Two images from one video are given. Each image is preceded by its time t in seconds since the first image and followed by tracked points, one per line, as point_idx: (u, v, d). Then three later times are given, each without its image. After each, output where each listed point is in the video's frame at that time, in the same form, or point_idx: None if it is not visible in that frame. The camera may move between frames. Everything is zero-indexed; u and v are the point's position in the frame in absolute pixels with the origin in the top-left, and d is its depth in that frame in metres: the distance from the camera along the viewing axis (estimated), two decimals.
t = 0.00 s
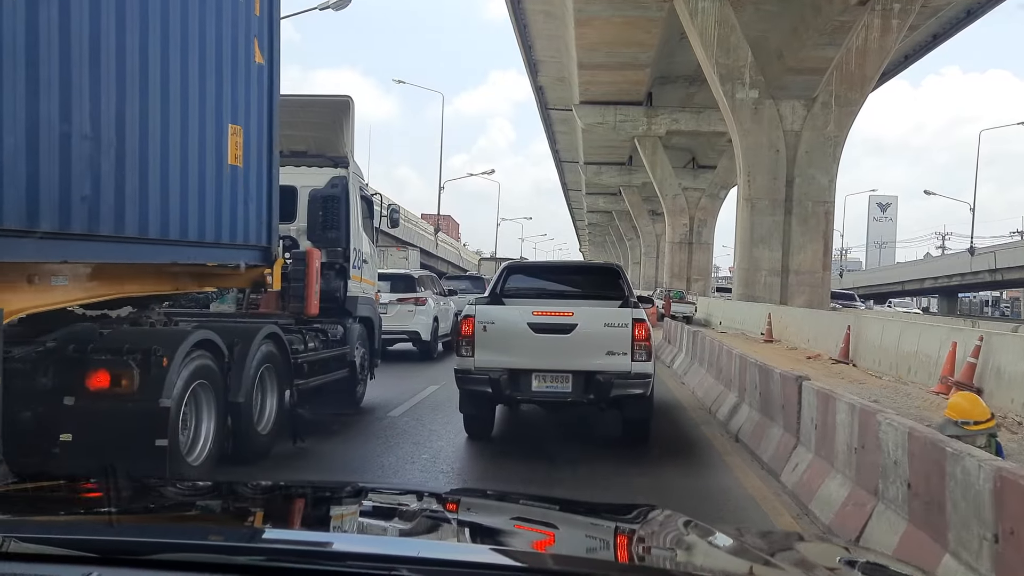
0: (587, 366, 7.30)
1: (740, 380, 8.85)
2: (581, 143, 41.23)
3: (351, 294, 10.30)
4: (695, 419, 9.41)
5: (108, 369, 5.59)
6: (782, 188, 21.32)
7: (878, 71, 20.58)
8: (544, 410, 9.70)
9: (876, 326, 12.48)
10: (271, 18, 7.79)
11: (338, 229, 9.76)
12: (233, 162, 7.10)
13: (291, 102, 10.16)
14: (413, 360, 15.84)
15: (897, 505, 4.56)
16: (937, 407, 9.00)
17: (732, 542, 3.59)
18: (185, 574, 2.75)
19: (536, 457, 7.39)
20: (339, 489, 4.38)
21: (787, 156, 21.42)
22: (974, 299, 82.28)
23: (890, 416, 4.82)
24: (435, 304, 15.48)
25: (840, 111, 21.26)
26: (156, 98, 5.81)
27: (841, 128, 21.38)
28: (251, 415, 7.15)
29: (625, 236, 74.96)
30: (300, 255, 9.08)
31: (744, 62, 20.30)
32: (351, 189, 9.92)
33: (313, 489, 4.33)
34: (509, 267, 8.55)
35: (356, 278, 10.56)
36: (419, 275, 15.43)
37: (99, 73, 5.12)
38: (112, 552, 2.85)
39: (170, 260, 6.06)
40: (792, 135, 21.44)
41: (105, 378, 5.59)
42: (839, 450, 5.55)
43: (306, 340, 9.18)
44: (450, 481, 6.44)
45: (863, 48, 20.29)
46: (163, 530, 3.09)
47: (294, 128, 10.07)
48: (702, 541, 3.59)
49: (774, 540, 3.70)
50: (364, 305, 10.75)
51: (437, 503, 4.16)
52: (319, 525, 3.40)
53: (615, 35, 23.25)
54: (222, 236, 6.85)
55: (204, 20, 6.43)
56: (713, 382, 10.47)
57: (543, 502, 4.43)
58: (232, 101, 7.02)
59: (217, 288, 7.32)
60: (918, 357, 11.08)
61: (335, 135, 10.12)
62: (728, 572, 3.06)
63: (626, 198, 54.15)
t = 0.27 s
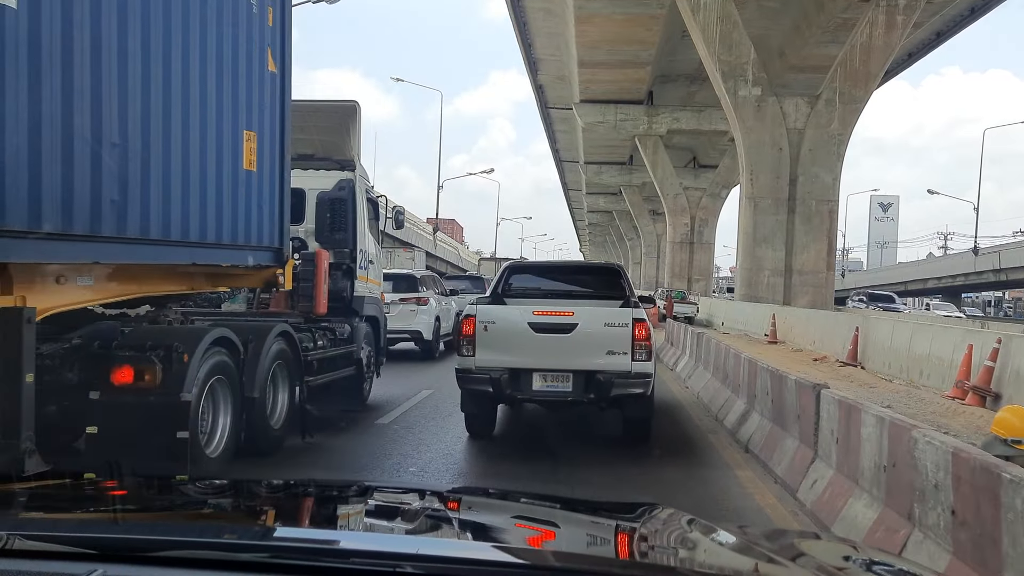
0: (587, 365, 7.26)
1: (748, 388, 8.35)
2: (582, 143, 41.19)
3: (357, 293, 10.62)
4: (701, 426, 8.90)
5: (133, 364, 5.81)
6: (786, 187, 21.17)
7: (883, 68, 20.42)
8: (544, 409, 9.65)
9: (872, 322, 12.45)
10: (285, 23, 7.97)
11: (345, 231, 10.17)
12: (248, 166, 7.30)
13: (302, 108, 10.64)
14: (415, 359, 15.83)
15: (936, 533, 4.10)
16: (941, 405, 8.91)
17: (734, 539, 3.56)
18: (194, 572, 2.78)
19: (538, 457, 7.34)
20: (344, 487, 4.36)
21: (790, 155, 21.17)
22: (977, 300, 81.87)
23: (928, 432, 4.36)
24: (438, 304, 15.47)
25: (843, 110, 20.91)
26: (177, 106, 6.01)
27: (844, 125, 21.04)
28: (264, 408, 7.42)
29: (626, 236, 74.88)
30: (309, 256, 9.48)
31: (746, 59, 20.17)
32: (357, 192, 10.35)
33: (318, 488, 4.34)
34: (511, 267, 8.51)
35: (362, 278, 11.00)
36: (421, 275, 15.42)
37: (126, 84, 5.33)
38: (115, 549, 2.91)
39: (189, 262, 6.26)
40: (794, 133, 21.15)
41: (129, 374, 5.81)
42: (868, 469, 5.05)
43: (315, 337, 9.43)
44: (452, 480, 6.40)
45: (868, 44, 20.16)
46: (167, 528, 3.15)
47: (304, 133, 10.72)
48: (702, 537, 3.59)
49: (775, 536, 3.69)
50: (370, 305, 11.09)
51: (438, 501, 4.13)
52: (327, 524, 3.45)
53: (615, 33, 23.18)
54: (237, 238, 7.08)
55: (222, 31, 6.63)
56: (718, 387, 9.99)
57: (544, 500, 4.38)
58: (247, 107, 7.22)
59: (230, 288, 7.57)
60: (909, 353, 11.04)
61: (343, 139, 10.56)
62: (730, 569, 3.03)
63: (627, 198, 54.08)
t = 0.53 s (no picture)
0: (587, 365, 7.20)
1: (759, 396, 7.83)
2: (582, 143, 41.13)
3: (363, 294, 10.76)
4: (708, 435, 8.39)
5: (152, 362, 6.03)
6: (788, 186, 21.10)
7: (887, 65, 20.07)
8: (546, 410, 9.60)
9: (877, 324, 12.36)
10: (294, 36, 8.42)
11: (351, 233, 10.22)
12: (259, 171, 7.79)
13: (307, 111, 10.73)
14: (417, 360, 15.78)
15: (987, 572, 3.59)
16: (947, 405, 8.84)
17: (738, 540, 3.51)
18: (195, 572, 2.75)
19: (539, 457, 7.29)
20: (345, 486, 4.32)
21: (794, 152, 21.07)
22: (979, 300, 81.65)
23: (976, 455, 3.83)
24: (439, 304, 15.43)
25: (847, 108, 20.81)
26: (195, 116, 6.43)
27: (848, 124, 20.94)
28: (274, 404, 7.72)
29: (626, 237, 74.80)
30: (317, 257, 9.51)
31: (749, 56, 20.02)
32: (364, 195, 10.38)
33: (325, 487, 4.32)
34: (513, 268, 8.47)
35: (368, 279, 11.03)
36: (422, 276, 15.38)
37: (149, 97, 5.75)
38: (118, 549, 2.87)
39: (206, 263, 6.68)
40: (797, 132, 21.06)
41: (149, 371, 6.03)
42: (901, 494, 4.51)
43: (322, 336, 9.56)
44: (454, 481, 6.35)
45: (872, 42, 19.70)
46: (168, 529, 3.11)
47: (310, 137, 10.80)
48: (704, 537, 3.54)
49: (776, 535, 3.65)
50: (376, 304, 11.19)
51: (438, 501, 4.09)
52: (332, 524, 3.40)
53: (616, 32, 23.11)
54: (250, 241, 7.55)
55: (235, 43, 7.06)
56: (724, 393, 9.49)
57: (544, 500, 4.34)
58: (258, 117, 7.67)
59: (241, 287, 8.00)
60: (914, 356, 10.97)
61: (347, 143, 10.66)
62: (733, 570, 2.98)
63: (628, 198, 54.03)
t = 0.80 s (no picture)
0: (587, 367, 7.15)
1: (770, 405, 7.32)
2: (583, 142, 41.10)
3: (368, 295, 10.77)
4: (715, 446, 7.89)
5: (167, 358, 6.33)
6: (791, 184, 21.00)
7: (892, 63, 19.98)
8: (548, 411, 9.53)
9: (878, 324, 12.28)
10: (303, 43, 8.56)
11: (356, 235, 10.23)
12: (269, 176, 7.86)
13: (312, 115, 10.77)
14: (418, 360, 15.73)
15: None
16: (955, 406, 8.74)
17: (737, 545, 3.45)
18: None
19: (540, 459, 7.24)
20: (349, 489, 4.28)
21: (797, 151, 20.97)
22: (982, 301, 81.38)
23: None
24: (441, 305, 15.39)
25: (852, 105, 20.69)
26: (208, 123, 6.55)
27: (853, 122, 20.86)
28: (281, 403, 7.84)
29: (627, 237, 74.77)
30: (323, 259, 9.48)
31: (751, 53, 19.99)
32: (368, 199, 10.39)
33: (331, 489, 4.26)
34: (514, 268, 8.41)
35: (372, 280, 11.05)
36: (424, 276, 15.34)
37: (165, 105, 5.88)
38: (111, 552, 2.85)
39: (218, 265, 6.84)
40: (802, 130, 20.95)
41: (164, 368, 6.32)
42: (942, 525, 3.93)
43: (328, 336, 9.58)
44: (454, 482, 6.31)
45: (876, 38, 19.75)
46: (162, 531, 3.10)
47: (314, 141, 10.73)
48: (702, 542, 3.49)
49: (770, 537, 3.65)
50: (380, 305, 11.18)
51: (437, 503, 4.03)
52: (337, 526, 3.37)
53: (617, 30, 23.06)
54: (261, 242, 7.65)
55: (246, 52, 7.19)
56: (732, 401, 9.00)
57: (544, 502, 4.29)
58: (268, 122, 7.80)
59: (249, 288, 8.09)
60: (919, 358, 10.87)
61: (352, 147, 10.70)
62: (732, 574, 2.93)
63: (629, 199, 53.96)
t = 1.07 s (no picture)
0: (588, 368, 7.10)
1: (784, 416, 6.86)
2: (584, 142, 41.04)
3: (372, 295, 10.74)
4: (723, 458, 7.44)
5: (179, 358, 6.48)
6: (796, 182, 20.83)
7: (898, 60, 19.66)
8: (550, 413, 9.45)
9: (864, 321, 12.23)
10: (311, 50, 8.66)
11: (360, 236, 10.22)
12: (278, 180, 8.00)
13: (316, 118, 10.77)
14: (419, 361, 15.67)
15: None
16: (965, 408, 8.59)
17: (738, 549, 3.40)
18: None
19: (542, 460, 7.20)
20: (356, 491, 4.26)
21: (801, 150, 20.79)
22: (983, 302, 81.31)
23: None
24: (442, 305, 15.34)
25: (857, 102, 20.50)
26: (219, 129, 6.80)
27: (857, 119, 20.68)
28: (288, 403, 7.83)
29: (628, 238, 74.70)
30: (328, 260, 9.44)
31: (754, 50, 19.70)
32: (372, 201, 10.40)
33: (335, 492, 4.24)
34: (514, 268, 8.35)
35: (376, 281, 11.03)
36: (425, 277, 15.28)
37: (178, 112, 6.18)
38: (106, 556, 2.80)
39: (228, 267, 6.99)
40: (805, 128, 20.78)
41: (177, 367, 6.47)
42: (996, 562, 3.45)
43: (333, 336, 9.56)
44: (455, 485, 6.27)
45: (882, 35, 19.40)
46: (157, 535, 3.06)
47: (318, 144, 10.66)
48: (703, 547, 3.43)
49: (768, 539, 3.64)
50: (383, 305, 11.14)
51: (437, 505, 3.98)
52: (341, 529, 3.33)
53: (618, 29, 22.98)
54: (268, 244, 7.73)
55: (254, 60, 7.37)
56: (740, 409, 8.55)
57: (544, 504, 4.24)
58: (277, 128, 7.91)
59: (258, 289, 8.12)
60: (910, 352, 10.74)
61: (356, 150, 10.70)
62: None
63: (630, 199, 53.86)
